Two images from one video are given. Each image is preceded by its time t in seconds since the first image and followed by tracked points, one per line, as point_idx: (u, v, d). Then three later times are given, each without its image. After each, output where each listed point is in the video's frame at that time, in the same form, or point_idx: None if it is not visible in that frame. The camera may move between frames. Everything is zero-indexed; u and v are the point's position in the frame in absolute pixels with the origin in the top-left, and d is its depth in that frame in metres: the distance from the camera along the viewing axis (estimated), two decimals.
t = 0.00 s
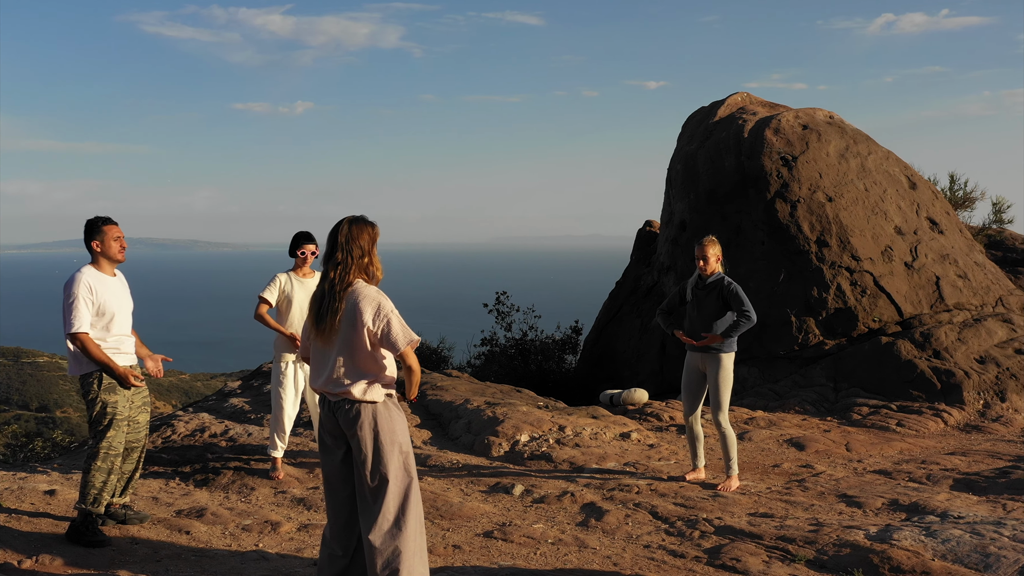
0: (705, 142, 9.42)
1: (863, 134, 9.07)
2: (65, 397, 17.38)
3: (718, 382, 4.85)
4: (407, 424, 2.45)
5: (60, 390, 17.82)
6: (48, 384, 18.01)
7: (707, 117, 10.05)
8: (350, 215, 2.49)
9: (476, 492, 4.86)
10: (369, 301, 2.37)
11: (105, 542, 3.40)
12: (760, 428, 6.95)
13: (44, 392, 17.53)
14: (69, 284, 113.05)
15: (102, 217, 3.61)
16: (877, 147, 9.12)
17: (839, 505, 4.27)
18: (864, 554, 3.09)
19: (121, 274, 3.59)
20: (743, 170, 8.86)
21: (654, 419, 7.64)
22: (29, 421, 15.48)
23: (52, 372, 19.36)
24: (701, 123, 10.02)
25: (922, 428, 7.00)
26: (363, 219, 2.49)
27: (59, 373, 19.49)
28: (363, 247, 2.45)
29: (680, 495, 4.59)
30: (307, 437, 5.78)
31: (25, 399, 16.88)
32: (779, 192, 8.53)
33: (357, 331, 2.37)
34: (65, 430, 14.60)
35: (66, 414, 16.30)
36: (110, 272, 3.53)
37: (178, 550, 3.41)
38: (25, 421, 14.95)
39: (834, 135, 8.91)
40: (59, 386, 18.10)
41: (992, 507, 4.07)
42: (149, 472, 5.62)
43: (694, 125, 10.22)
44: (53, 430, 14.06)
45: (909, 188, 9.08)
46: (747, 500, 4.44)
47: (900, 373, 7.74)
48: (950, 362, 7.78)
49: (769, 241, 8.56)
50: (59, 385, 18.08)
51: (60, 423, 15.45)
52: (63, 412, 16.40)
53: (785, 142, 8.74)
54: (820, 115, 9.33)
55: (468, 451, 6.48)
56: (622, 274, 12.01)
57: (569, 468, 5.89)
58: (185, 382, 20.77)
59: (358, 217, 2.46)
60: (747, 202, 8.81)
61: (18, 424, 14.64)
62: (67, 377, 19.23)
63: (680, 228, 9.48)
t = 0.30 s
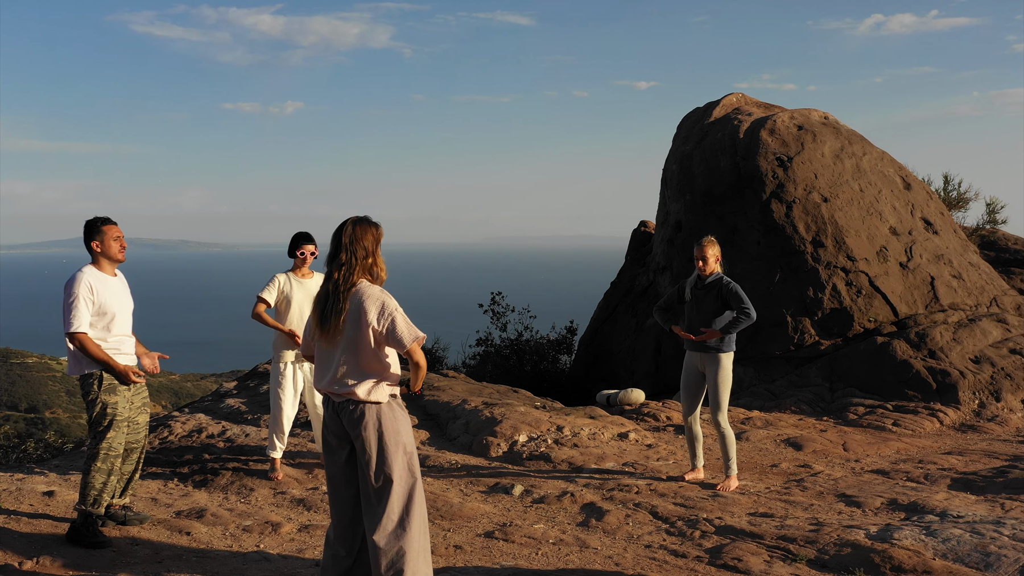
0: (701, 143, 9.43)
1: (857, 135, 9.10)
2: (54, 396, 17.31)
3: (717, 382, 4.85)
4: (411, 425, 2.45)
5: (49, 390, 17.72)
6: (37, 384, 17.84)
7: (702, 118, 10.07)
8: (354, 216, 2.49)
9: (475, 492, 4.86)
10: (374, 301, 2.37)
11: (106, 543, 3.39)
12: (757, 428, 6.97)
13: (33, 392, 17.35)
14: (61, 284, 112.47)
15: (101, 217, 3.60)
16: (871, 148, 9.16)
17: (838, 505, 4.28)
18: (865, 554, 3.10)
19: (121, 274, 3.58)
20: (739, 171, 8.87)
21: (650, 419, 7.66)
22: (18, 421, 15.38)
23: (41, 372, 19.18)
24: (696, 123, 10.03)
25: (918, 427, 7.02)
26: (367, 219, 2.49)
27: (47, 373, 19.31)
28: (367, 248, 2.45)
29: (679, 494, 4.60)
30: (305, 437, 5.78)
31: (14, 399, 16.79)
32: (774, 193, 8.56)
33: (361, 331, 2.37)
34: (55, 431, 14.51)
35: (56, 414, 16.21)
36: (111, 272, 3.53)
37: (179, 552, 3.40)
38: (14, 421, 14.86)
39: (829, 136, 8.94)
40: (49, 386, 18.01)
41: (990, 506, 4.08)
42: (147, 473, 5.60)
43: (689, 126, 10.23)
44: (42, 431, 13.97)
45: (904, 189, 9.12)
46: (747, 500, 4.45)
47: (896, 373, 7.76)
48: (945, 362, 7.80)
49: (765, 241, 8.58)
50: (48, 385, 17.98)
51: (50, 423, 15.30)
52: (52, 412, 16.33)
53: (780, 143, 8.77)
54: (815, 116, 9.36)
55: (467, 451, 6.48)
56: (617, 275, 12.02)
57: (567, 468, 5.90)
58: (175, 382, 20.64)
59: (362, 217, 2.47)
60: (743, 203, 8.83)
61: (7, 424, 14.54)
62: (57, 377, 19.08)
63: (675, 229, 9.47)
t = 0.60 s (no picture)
0: (696, 143, 9.44)
1: (852, 135, 9.13)
2: (43, 396, 17.19)
3: (716, 382, 4.85)
4: (415, 424, 2.45)
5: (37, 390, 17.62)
6: (25, 384, 17.65)
7: (697, 118, 10.09)
8: (358, 216, 2.49)
9: (474, 492, 4.86)
10: (378, 299, 2.37)
11: (106, 544, 3.38)
12: (754, 428, 6.98)
13: (21, 392, 17.19)
14: (53, 284, 111.84)
15: (101, 217, 3.59)
16: (866, 148, 9.19)
17: (837, 504, 4.30)
18: (866, 553, 3.11)
19: (122, 273, 3.57)
20: (734, 171, 8.89)
21: (647, 419, 7.66)
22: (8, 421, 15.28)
23: (30, 372, 18.99)
24: (692, 124, 10.05)
25: (914, 426, 7.05)
26: (370, 219, 2.48)
27: (36, 373, 19.13)
28: (370, 247, 2.45)
29: (679, 494, 4.61)
30: (304, 437, 5.77)
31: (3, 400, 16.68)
32: (770, 193, 8.58)
33: (366, 330, 2.37)
34: (44, 431, 14.42)
35: (45, 414, 16.10)
36: (111, 271, 3.52)
37: (179, 552, 3.39)
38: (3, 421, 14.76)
39: (824, 136, 8.97)
40: (37, 386, 17.90)
41: (988, 505, 4.10)
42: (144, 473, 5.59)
43: (684, 126, 10.24)
44: (31, 431, 13.88)
45: (898, 189, 9.15)
46: (747, 499, 4.46)
47: (891, 372, 7.79)
48: (940, 361, 7.83)
49: (761, 241, 8.60)
50: (37, 385, 17.87)
51: (38, 424, 15.13)
52: (42, 412, 16.22)
53: (775, 143, 8.80)
54: (810, 116, 9.39)
55: (465, 451, 6.48)
56: (612, 275, 12.03)
57: (566, 468, 5.90)
58: (165, 382, 20.49)
59: (365, 217, 2.46)
60: (738, 203, 8.84)
61: None
62: (46, 376, 18.88)
63: (670, 229, 9.47)
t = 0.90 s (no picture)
0: (692, 143, 9.44)
1: (847, 135, 9.15)
2: (31, 396, 17.12)
3: (715, 380, 4.86)
4: (420, 423, 2.45)
5: (25, 390, 17.54)
6: (14, 384, 17.51)
7: (693, 117, 10.09)
8: (362, 214, 2.48)
9: (475, 491, 4.86)
10: (383, 298, 2.37)
11: (108, 543, 3.37)
12: (752, 427, 6.99)
13: (10, 392, 17.07)
14: (46, 284, 111.30)
15: (102, 216, 3.57)
16: (861, 148, 9.21)
17: (837, 502, 4.32)
18: (868, 551, 3.12)
19: (122, 272, 3.56)
20: (730, 171, 8.89)
21: (645, 418, 7.67)
22: None
23: (19, 372, 18.86)
24: (687, 123, 10.05)
25: (911, 425, 7.07)
26: (375, 218, 2.48)
27: (25, 373, 18.96)
28: (375, 246, 2.44)
29: (679, 492, 4.62)
30: (302, 437, 5.76)
31: None
32: (766, 192, 8.59)
33: (373, 328, 2.37)
34: (33, 432, 14.34)
35: (33, 414, 16.02)
36: (112, 270, 3.51)
37: (182, 551, 3.39)
38: None
39: (819, 136, 8.99)
40: (26, 386, 17.80)
41: (988, 503, 4.12)
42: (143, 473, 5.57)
43: (679, 126, 10.24)
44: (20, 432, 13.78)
45: (893, 188, 9.18)
46: (747, 497, 4.47)
47: (887, 371, 7.82)
48: (936, 360, 7.87)
49: (757, 240, 8.61)
50: (25, 385, 17.79)
51: (27, 425, 14.98)
52: (30, 412, 16.14)
53: (771, 143, 8.81)
54: (805, 116, 9.40)
55: (464, 450, 6.47)
56: (607, 274, 12.04)
57: (565, 467, 5.91)
58: (155, 382, 20.37)
59: (370, 216, 2.45)
60: (734, 202, 8.85)
61: None
62: (35, 377, 18.73)
63: (666, 228, 9.48)
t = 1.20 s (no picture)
0: (687, 143, 9.45)
1: (842, 135, 9.19)
2: (20, 397, 17.05)
3: (716, 379, 4.87)
4: (427, 423, 2.45)
5: (12, 390, 17.46)
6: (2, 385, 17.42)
7: (688, 117, 10.10)
8: (370, 214, 2.48)
9: (476, 490, 4.86)
10: (391, 295, 2.37)
11: (111, 544, 3.36)
12: (750, 426, 7.01)
13: None
14: (38, 284, 110.80)
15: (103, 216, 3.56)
16: (856, 148, 9.25)
17: (837, 501, 4.33)
18: (871, 549, 3.14)
19: (124, 271, 3.55)
20: (726, 171, 8.91)
21: (643, 417, 7.68)
22: None
23: (8, 373, 18.77)
24: (683, 123, 10.06)
25: (908, 424, 7.10)
26: (383, 217, 2.48)
27: (13, 375, 18.84)
28: (383, 245, 2.44)
29: (680, 491, 4.62)
30: (302, 437, 5.75)
31: None
32: (761, 192, 8.61)
33: (381, 326, 2.38)
34: (21, 433, 14.28)
35: (21, 415, 15.96)
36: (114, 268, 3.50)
37: (185, 551, 3.38)
38: None
39: (814, 136, 9.02)
40: (14, 387, 17.72)
41: (987, 501, 4.14)
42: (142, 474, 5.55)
43: (674, 126, 10.25)
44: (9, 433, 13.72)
45: (888, 188, 9.21)
46: (747, 496, 4.48)
47: (884, 371, 7.85)
48: (932, 359, 7.90)
49: (752, 240, 8.64)
50: (13, 386, 17.71)
51: (15, 426, 14.90)
52: (18, 412, 16.08)
53: (767, 143, 8.83)
54: (800, 116, 9.43)
55: (464, 450, 6.47)
56: (602, 274, 12.05)
57: (566, 466, 5.91)
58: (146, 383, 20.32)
59: (378, 215, 2.45)
60: (730, 202, 8.87)
61: None
62: (22, 377, 18.62)
63: (662, 228, 9.49)
